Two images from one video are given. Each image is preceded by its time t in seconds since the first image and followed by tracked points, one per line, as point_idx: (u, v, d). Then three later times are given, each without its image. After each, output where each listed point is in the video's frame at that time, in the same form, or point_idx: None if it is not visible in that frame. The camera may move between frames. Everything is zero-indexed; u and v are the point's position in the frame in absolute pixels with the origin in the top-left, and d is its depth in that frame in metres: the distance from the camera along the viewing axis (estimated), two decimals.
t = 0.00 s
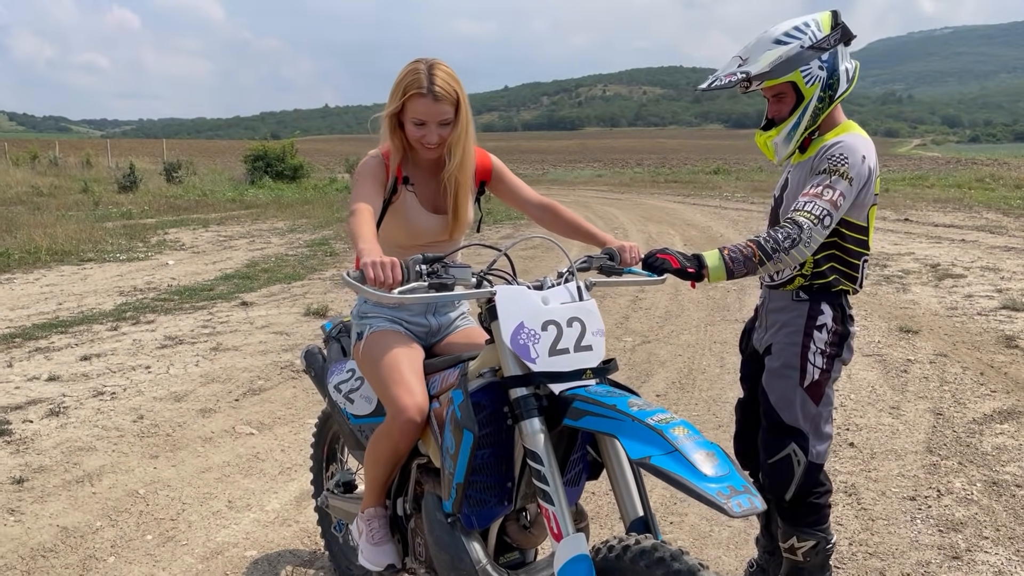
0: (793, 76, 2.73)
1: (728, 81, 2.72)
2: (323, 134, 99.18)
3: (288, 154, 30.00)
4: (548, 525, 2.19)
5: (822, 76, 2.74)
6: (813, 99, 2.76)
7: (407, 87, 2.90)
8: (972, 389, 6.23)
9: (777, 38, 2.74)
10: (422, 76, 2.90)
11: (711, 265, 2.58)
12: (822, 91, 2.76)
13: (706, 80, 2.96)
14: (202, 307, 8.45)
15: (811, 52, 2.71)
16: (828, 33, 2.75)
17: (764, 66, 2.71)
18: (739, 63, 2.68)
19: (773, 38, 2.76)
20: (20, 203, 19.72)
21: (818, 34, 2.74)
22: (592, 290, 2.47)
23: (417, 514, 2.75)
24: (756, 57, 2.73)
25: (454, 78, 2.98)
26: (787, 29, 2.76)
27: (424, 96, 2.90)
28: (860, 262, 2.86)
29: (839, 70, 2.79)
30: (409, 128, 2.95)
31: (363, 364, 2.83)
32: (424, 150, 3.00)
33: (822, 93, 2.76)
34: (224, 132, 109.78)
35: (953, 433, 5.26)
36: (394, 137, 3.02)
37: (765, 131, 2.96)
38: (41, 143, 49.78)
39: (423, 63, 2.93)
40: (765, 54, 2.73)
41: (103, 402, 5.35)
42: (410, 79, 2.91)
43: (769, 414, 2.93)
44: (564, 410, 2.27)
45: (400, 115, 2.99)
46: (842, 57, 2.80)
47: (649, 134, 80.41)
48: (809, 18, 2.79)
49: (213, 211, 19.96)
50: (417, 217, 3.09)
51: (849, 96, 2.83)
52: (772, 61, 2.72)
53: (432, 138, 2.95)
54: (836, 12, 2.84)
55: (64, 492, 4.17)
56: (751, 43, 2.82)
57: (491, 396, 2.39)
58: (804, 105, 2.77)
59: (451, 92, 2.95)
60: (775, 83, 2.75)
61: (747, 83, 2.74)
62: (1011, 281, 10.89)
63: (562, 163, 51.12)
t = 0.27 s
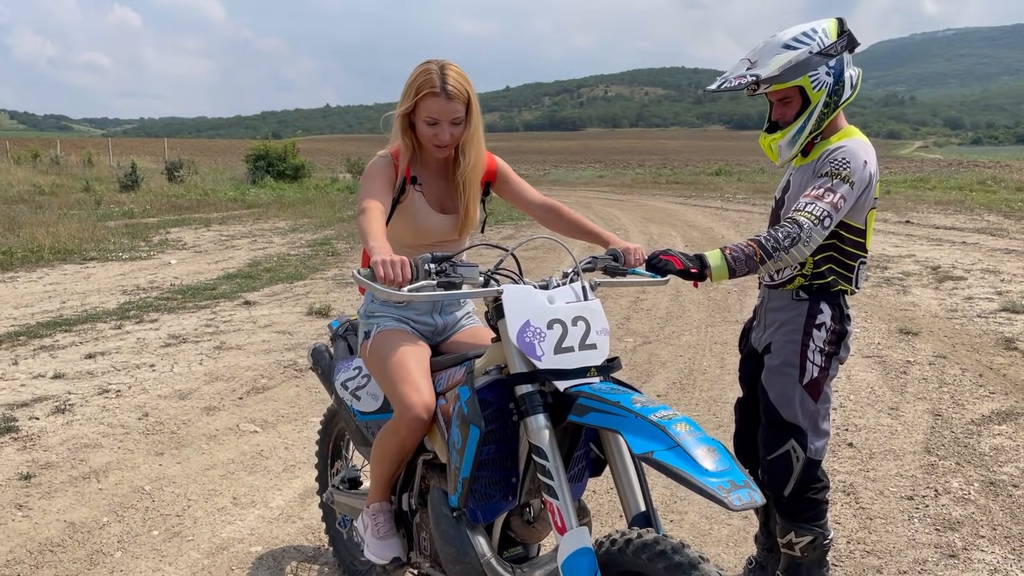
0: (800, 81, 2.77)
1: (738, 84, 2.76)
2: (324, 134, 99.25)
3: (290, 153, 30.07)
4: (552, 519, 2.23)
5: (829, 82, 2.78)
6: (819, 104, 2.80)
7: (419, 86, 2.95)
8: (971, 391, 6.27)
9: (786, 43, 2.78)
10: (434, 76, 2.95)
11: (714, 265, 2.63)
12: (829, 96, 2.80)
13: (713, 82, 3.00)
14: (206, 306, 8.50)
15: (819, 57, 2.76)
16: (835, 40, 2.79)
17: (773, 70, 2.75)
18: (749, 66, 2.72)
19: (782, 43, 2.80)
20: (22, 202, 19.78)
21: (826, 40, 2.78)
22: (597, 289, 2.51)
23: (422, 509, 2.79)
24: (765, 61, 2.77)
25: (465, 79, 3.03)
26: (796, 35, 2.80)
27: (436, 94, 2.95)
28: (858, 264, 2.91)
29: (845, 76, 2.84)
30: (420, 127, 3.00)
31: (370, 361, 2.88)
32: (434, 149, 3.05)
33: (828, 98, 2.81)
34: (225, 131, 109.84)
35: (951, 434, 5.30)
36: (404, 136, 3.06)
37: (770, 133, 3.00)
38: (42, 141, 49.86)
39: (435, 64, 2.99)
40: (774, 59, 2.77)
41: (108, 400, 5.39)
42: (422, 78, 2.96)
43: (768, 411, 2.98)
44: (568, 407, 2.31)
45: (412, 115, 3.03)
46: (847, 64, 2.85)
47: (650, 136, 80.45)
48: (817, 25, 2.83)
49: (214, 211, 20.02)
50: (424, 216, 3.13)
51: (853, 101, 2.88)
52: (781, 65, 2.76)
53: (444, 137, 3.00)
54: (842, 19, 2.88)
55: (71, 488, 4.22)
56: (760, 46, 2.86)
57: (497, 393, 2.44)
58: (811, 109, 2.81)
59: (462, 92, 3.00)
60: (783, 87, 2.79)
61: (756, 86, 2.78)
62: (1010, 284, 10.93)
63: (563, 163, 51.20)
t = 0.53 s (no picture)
0: (797, 86, 2.82)
1: (736, 90, 2.81)
2: (326, 135, 99.38)
3: (292, 154, 30.16)
4: (552, 511, 2.28)
5: (824, 86, 2.84)
6: (814, 108, 2.85)
7: (433, 85, 3.00)
8: (968, 392, 6.31)
9: (782, 49, 2.82)
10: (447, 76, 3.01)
11: (712, 263, 2.67)
12: (824, 100, 2.85)
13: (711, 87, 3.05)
14: (208, 305, 8.55)
15: (814, 62, 2.80)
16: (829, 45, 2.84)
17: (770, 75, 2.80)
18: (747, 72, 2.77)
19: (778, 49, 2.84)
20: (26, 201, 19.86)
21: (820, 45, 2.83)
22: (597, 288, 2.56)
23: (424, 503, 2.84)
24: (762, 67, 2.82)
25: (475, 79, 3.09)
26: (792, 40, 2.84)
27: (451, 93, 3.00)
28: (852, 264, 2.95)
29: (840, 80, 2.89)
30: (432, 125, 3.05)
31: (373, 358, 2.92)
32: (443, 148, 3.10)
33: (823, 102, 2.86)
34: (227, 132, 109.99)
35: (948, 434, 5.35)
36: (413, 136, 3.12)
37: (767, 137, 3.04)
38: (45, 141, 49.96)
39: (446, 64, 3.05)
40: (770, 64, 2.81)
41: (113, 397, 5.44)
42: (435, 77, 3.01)
43: (765, 406, 3.03)
44: (569, 402, 2.36)
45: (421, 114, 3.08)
46: (841, 68, 2.90)
47: (651, 138, 80.53)
48: (811, 30, 2.88)
49: (217, 211, 20.09)
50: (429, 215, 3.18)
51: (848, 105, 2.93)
52: (778, 70, 2.80)
53: (455, 135, 3.06)
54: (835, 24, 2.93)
55: (76, 484, 4.27)
56: (756, 52, 2.90)
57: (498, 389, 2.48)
58: (807, 113, 2.86)
59: (472, 93, 3.06)
60: (780, 91, 2.83)
61: (753, 91, 2.83)
62: (1009, 286, 10.97)
63: (564, 165, 51.28)
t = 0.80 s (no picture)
0: (805, 90, 2.83)
1: (745, 94, 2.82)
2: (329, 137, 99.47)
3: (294, 156, 30.21)
4: (567, 511, 2.30)
5: (833, 90, 2.85)
6: (823, 111, 2.86)
7: (459, 84, 3.05)
8: (974, 396, 6.31)
9: (790, 53, 2.83)
10: (472, 76, 3.06)
11: (726, 266, 2.67)
12: (833, 103, 2.86)
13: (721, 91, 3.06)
14: (214, 306, 8.56)
15: (822, 67, 2.82)
16: (837, 48, 2.85)
17: (779, 80, 2.81)
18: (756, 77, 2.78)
19: (786, 53, 2.85)
20: (30, 202, 19.90)
21: (828, 49, 2.84)
22: (612, 290, 2.57)
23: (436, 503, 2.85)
24: (771, 71, 2.83)
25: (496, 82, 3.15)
26: (799, 45, 2.86)
27: (478, 94, 3.06)
28: (860, 266, 2.97)
29: (847, 84, 2.90)
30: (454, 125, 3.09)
31: (386, 359, 2.93)
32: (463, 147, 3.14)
33: (832, 106, 2.87)
34: (230, 134, 110.10)
35: (954, 438, 5.35)
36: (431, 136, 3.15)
37: (777, 141, 3.05)
38: (48, 142, 50.01)
39: (470, 66, 3.10)
40: (779, 69, 2.82)
41: (120, 397, 5.45)
42: (460, 78, 3.06)
43: (774, 407, 3.04)
44: (584, 402, 2.37)
45: (443, 113, 3.12)
46: (849, 72, 2.91)
47: (653, 141, 80.57)
48: (819, 35, 2.89)
49: (220, 212, 20.11)
50: (444, 215, 3.19)
51: (857, 109, 2.94)
52: (787, 74, 2.81)
53: (478, 136, 3.11)
54: (842, 28, 2.94)
55: (85, 484, 4.28)
56: (764, 56, 2.92)
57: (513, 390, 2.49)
58: (816, 117, 2.87)
59: (494, 95, 3.11)
60: (789, 96, 2.85)
61: (763, 96, 2.84)
62: (1013, 290, 10.97)
63: (566, 168, 51.32)
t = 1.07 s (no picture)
0: (823, 92, 2.85)
1: (763, 96, 2.84)
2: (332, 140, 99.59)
3: (299, 159, 30.26)
4: (593, 509, 2.32)
5: (851, 91, 2.86)
6: (842, 113, 2.88)
7: (491, 89, 3.06)
8: (984, 399, 6.32)
9: (808, 56, 2.85)
10: (502, 81, 3.07)
11: (748, 267, 2.68)
12: (851, 105, 2.88)
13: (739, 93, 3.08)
14: (223, 307, 8.58)
15: (840, 68, 2.83)
16: (855, 51, 2.87)
17: (797, 82, 2.83)
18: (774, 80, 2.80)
19: (804, 56, 2.87)
20: (36, 203, 19.95)
21: (846, 52, 2.85)
22: (636, 290, 2.59)
23: (457, 501, 2.88)
24: (789, 74, 2.85)
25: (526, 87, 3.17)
26: (817, 48, 2.88)
27: (508, 100, 3.07)
28: (880, 267, 2.98)
29: (865, 86, 2.91)
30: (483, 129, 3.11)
31: (407, 357, 2.96)
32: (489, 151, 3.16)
33: (850, 107, 2.88)
34: (233, 136, 110.25)
35: (965, 441, 5.36)
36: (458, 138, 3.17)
37: (795, 144, 3.07)
38: (53, 144, 50.08)
39: (502, 70, 3.11)
40: (797, 71, 2.84)
41: (133, 397, 5.47)
42: (492, 82, 3.07)
43: (792, 408, 3.04)
44: (609, 401, 2.39)
45: (471, 115, 3.14)
46: (867, 74, 2.93)
47: (657, 145, 80.60)
48: (836, 38, 2.91)
49: (225, 214, 20.14)
50: (467, 217, 3.22)
51: (874, 111, 2.96)
52: (805, 76, 2.83)
53: (505, 141, 3.12)
54: (860, 30, 2.96)
55: (101, 482, 4.29)
56: (782, 59, 2.94)
57: (537, 389, 2.52)
58: (834, 119, 2.88)
59: (523, 101, 3.12)
60: (807, 98, 2.86)
61: (781, 98, 2.86)
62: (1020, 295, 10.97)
63: (570, 171, 51.35)
